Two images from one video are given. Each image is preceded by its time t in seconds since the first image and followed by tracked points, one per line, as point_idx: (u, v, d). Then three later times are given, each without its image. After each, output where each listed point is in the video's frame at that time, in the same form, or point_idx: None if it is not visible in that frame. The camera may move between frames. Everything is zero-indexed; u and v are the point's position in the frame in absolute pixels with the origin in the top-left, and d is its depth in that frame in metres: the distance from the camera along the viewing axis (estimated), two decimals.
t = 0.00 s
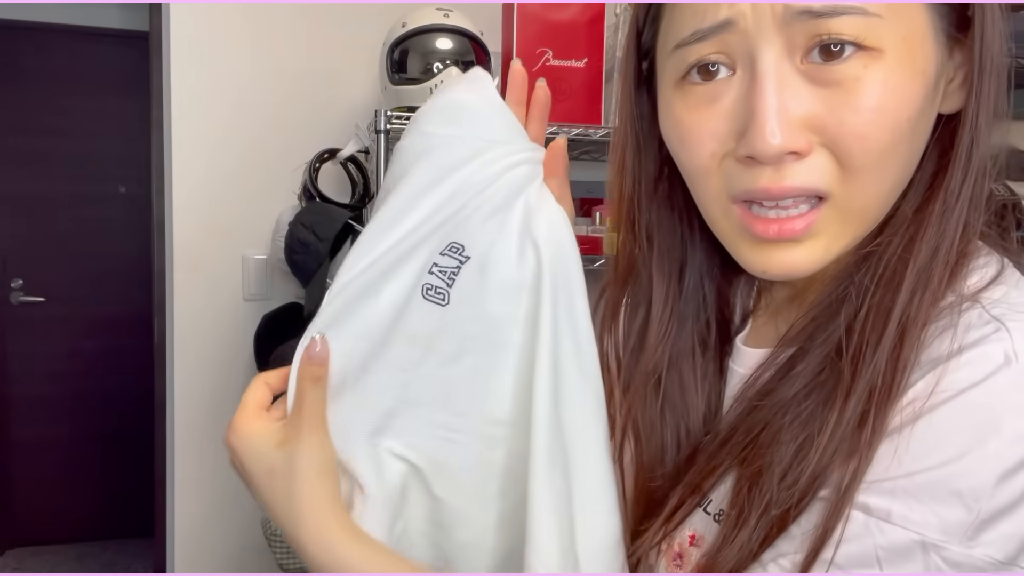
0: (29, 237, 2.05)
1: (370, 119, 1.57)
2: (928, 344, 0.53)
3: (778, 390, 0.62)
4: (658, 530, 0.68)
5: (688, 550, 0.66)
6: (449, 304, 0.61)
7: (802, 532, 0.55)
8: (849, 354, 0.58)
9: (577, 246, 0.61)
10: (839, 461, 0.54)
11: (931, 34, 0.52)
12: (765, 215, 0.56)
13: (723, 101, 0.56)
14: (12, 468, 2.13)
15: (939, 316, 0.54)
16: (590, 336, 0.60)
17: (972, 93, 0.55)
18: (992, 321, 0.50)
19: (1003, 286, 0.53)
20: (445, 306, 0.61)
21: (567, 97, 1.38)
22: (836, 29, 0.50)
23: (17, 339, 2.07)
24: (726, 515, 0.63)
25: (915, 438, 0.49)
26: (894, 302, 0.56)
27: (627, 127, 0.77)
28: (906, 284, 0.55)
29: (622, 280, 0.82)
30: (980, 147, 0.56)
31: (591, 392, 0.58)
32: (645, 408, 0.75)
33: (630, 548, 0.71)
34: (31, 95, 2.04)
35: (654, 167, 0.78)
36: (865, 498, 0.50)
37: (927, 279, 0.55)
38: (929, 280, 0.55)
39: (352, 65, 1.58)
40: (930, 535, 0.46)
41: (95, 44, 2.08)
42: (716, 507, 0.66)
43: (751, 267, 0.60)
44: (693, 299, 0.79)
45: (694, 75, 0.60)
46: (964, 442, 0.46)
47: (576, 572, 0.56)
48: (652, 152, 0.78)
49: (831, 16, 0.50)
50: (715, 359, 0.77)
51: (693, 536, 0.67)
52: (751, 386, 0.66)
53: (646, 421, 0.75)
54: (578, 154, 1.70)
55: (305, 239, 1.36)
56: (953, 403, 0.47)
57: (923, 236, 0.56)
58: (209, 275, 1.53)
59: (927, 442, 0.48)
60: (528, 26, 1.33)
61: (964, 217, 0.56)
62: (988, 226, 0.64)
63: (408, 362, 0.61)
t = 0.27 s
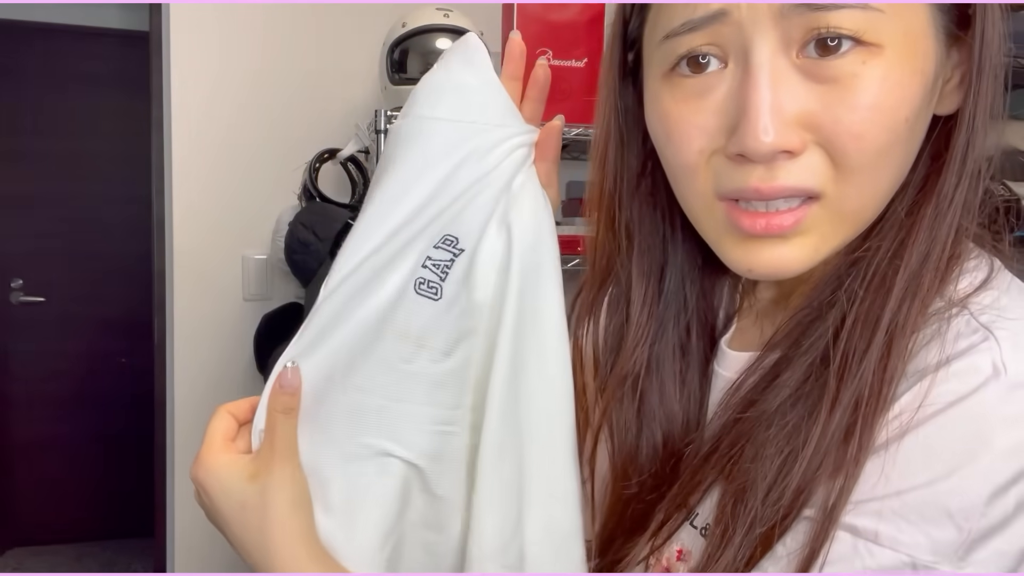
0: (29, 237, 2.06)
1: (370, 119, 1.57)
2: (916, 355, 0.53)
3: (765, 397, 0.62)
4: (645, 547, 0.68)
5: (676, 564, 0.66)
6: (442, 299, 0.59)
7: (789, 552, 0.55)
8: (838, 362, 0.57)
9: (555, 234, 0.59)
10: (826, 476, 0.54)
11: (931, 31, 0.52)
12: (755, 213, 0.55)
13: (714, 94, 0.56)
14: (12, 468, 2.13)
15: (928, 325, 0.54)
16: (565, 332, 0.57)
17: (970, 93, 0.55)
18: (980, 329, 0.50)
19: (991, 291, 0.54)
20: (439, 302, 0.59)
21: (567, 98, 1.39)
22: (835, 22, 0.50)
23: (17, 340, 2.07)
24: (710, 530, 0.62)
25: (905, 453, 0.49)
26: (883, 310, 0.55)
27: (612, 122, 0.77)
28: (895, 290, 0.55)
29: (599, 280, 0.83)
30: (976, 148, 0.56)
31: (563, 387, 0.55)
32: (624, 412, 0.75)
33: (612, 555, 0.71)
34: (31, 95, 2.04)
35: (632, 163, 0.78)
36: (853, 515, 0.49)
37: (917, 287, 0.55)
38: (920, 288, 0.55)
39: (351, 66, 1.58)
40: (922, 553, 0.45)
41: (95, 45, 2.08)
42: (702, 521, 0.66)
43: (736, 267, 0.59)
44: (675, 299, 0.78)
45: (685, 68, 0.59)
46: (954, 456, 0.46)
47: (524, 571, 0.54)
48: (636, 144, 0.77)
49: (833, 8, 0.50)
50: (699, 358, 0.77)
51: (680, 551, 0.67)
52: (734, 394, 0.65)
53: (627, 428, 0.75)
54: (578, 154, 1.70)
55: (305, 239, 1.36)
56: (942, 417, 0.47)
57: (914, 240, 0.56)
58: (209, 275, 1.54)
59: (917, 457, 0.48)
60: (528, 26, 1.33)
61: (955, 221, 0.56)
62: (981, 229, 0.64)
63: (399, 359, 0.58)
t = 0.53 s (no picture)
0: (29, 237, 2.06)
1: (370, 119, 1.57)
2: (917, 370, 0.53)
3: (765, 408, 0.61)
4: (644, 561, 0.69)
5: None
6: (436, 303, 0.56)
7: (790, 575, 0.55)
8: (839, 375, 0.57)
9: (548, 237, 0.59)
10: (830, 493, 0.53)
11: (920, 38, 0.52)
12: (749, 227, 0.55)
13: (702, 106, 0.55)
14: (12, 468, 2.13)
15: (930, 336, 0.53)
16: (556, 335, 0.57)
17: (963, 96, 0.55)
18: (982, 345, 0.50)
19: (991, 302, 0.53)
20: (433, 306, 0.56)
21: (567, 98, 1.38)
22: (822, 35, 0.50)
23: (17, 340, 2.08)
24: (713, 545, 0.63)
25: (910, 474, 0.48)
26: (884, 321, 0.55)
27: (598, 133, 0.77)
28: (896, 300, 0.55)
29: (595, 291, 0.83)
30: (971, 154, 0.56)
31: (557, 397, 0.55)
32: (622, 421, 0.75)
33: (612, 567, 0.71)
34: (31, 95, 2.04)
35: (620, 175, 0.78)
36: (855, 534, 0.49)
37: (919, 297, 0.55)
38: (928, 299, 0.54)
39: (351, 66, 1.58)
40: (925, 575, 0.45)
41: (95, 45, 2.08)
42: (698, 533, 0.67)
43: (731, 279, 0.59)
44: (671, 306, 0.78)
45: (671, 80, 0.59)
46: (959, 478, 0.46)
47: (508, 572, 0.52)
48: (628, 152, 0.78)
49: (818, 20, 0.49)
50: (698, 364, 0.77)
51: (676, 563, 0.68)
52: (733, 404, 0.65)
53: (624, 441, 0.75)
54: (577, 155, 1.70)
55: (305, 239, 1.36)
56: (947, 438, 0.47)
57: (912, 248, 0.56)
58: (209, 275, 1.54)
59: (921, 479, 0.47)
60: (528, 27, 1.33)
61: (955, 228, 0.56)
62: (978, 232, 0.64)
63: (394, 365, 0.55)
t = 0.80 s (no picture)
0: (29, 237, 2.06)
1: (370, 119, 1.57)
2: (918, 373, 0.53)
3: (775, 409, 0.61)
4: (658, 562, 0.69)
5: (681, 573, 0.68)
6: (493, 316, 0.56)
7: None
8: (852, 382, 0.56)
9: (557, 231, 0.60)
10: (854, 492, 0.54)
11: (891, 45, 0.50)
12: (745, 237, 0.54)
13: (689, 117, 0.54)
14: (12, 468, 2.13)
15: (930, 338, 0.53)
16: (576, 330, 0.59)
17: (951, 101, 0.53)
18: (978, 343, 0.50)
19: (988, 297, 0.53)
20: (490, 319, 0.56)
21: (567, 98, 1.39)
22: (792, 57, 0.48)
23: (17, 339, 2.08)
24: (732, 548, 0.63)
25: (921, 484, 0.49)
26: (890, 325, 0.55)
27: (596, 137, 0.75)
28: (899, 304, 0.55)
29: (605, 301, 0.83)
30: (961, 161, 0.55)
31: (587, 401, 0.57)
32: (637, 427, 0.75)
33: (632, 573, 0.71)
34: (31, 95, 2.04)
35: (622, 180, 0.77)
36: (883, 551, 0.50)
37: (921, 300, 0.54)
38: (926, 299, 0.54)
39: (351, 66, 1.58)
40: None
41: (95, 45, 2.08)
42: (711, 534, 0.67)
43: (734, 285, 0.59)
44: (676, 307, 0.78)
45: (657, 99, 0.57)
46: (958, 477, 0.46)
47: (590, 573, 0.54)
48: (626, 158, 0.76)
49: (783, 34, 0.48)
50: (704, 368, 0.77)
51: (684, 561, 0.68)
52: (742, 408, 0.65)
53: (637, 443, 0.74)
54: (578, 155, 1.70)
55: (304, 239, 1.36)
56: (950, 441, 0.47)
57: (911, 250, 0.56)
58: (209, 274, 1.54)
59: (932, 487, 0.48)
60: (529, 27, 1.33)
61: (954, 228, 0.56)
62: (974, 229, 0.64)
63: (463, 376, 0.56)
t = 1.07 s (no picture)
0: (29, 237, 2.06)
1: (370, 120, 1.57)
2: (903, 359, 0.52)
3: (775, 398, 0.62)
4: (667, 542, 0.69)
5: (689, 544, 0.68)
6: (533, 320, 0.57)
7: (827, 571, 0.56)
8: (842, 367, 0.57)
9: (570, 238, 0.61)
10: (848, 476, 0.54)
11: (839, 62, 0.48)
12: (727, 248, 0.54)
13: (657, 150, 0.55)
14: (12, 468, 2.13)
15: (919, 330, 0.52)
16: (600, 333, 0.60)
17: (908, 112, 0.50)
18: (962, 320, 0.50)
19: (979, 282, 0.52)
20: (531, 324, 0.56)
21: (567, 98, 1.38)
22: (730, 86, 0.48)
23: (17, 339, 2.08)
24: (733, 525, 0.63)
25: (910, 460, 0.48)
26: (878, 314, 0.54)
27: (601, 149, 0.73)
28: (883, 297, 0.54)
29: (620, 299, 0.81)
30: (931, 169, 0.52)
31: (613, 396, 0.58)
32: (649, 416, 0.74)
33: (640, 564, 0.71)
34: (31, 95, 2.04)
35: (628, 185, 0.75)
36: (876, 528, 0.49)
37: (913, 285, 0.53)
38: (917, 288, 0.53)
39: (352, 66, 1.58)
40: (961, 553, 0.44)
41: (95, 45, 2.08)
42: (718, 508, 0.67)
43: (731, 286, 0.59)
44: (692, 300, 0.77)
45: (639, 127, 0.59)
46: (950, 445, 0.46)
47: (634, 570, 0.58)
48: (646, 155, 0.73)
49: (721, 61, 0.48)
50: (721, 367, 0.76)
51: (694, 532, 0.68)
52: (746, 398, 0.66)
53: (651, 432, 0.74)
54: (578, 155, 1.71)
55: (304, 239, 1.36)
56: (936, 412, 0.47)
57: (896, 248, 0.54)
58: (209, 275, 1.53)
59: (922, 460, 0.47)
60: (529, 26, 1.33)
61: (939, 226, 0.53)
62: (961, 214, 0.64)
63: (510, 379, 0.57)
